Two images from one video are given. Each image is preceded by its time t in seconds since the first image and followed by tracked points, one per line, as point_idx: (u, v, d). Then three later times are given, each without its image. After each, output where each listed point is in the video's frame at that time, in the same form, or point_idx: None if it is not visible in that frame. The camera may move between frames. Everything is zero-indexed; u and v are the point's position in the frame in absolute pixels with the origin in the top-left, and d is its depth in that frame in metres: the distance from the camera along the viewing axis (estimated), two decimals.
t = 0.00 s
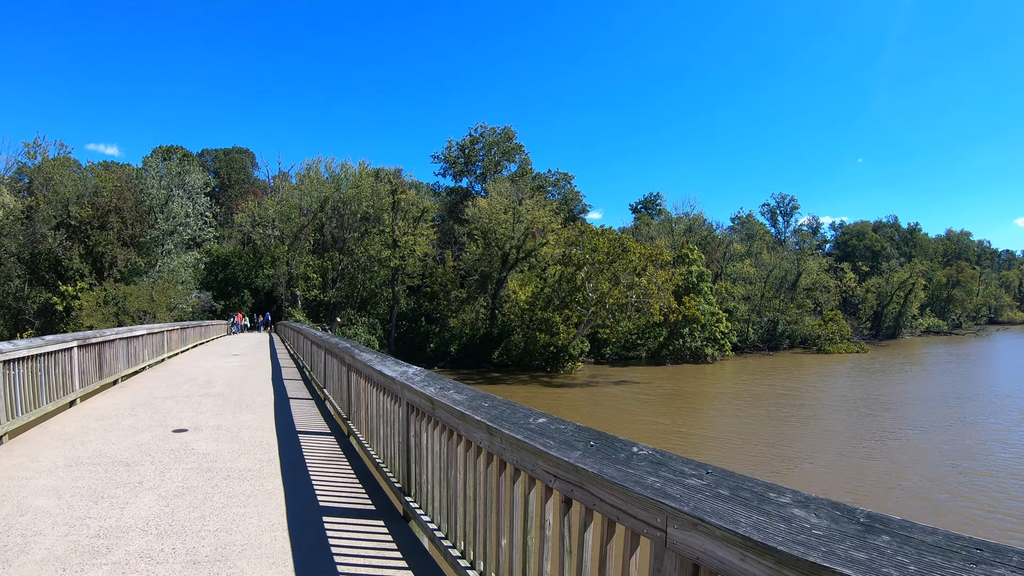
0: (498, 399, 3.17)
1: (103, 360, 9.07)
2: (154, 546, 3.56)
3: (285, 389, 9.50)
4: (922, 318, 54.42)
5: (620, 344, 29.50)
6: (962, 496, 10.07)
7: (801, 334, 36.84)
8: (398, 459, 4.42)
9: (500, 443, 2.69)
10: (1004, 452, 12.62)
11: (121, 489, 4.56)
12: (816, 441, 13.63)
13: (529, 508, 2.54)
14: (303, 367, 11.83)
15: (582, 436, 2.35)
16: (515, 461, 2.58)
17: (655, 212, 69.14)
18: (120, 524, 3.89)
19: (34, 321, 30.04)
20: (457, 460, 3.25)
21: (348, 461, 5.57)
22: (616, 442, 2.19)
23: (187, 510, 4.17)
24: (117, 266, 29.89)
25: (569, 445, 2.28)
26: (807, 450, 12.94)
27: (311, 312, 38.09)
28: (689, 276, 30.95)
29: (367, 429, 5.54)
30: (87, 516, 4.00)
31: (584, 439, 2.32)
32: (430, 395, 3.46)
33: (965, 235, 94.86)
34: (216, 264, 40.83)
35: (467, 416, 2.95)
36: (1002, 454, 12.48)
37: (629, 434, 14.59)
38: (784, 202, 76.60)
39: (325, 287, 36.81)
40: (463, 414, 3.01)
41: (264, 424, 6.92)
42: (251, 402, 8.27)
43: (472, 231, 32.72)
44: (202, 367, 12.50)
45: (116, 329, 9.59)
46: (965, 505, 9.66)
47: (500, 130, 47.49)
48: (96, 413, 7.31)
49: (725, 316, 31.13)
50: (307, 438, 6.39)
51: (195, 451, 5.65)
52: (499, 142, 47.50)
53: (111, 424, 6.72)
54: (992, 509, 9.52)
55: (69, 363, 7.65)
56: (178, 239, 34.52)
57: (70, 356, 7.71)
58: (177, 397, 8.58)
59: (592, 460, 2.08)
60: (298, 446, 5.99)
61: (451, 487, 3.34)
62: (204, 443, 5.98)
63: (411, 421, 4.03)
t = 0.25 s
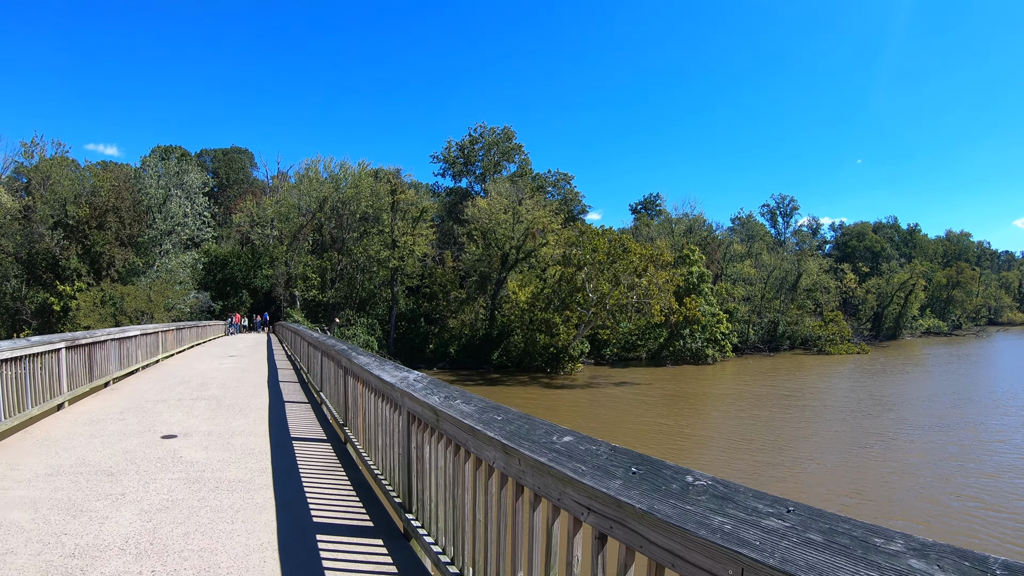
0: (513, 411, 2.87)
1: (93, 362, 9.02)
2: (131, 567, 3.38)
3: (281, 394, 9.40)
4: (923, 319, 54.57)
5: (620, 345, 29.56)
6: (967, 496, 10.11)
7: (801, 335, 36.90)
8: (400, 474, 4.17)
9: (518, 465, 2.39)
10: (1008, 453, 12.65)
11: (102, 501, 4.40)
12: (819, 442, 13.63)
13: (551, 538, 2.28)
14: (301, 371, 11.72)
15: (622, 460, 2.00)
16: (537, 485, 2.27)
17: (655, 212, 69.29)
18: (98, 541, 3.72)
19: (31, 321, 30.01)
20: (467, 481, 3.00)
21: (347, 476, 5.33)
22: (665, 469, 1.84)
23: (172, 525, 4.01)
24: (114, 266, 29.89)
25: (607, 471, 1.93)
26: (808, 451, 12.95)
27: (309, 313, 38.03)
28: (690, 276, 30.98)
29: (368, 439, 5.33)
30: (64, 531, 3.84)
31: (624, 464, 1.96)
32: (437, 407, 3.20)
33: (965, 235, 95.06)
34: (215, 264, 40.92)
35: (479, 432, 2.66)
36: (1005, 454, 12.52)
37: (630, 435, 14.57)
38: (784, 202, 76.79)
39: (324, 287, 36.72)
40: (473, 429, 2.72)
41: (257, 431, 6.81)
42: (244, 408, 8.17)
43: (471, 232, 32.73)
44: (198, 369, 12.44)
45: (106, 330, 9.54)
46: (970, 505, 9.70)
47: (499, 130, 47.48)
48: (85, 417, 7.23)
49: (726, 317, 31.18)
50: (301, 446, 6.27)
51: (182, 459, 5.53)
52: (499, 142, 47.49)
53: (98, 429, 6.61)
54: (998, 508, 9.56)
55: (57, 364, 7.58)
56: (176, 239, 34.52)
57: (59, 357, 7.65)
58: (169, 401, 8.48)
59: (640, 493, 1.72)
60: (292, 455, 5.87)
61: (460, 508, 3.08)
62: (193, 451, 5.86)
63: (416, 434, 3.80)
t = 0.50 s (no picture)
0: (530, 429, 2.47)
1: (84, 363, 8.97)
2: None
3: (277, 399, 9.21)
4: (923, 320, 54.77)
5: (621, 346, 29.64)
6: (977, 499, 10.06)
7: (801, 336, 36.97)
8: (401, 493, 3.81)
9: (535, 501, 2.01)
10: (1014, 455, 12.61)
11: (81, 517, 4.13)
12: (825, 445, 13.54)
13: None
14: (299, 375, 11.49)
15: (667, 502, 1.59)
16: (559, 525, 1.87)
17: (655, 213, 69.41)
18: (75, 564, 3.43)
19: (29, 321, 30.04)
20: (476, 509, 2.63)
21: (345, 490, 4.99)
22: (729, 519, 1.42)
23: (153, 546, 3.70)
24: (112, 266, 29.92)
25: (651, 516, 1.53)
26: (814, 453, 12.90)
27: (308, 313, 37.95)
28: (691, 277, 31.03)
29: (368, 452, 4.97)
30: (38, 552, 3.56)
31: (670, 508, 1.55)
32: (443, 425, 2.82)
33: (964, 237, 95.33)
34: (215, 264, 41.19)
35: (490, 458, 2.29)
36: (1010, 456, 12.54)
37: (632, 437, 14.47)
38: (783, 203, 77.02)
39: (323, 287, 36.60)
40: (483, 453, 2.35)
41: (249, 438, 6.59)
42: (237, 414, 7.97)
43: (472, 232, 32.70)
44: (193, 371, 12.33)
45: (99, 331, 9.51)
46: (981, 507, 9.70)
47: (499, 130, 47.46)
48: (72, 423, 7.08)
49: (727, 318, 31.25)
50: (296, 455, 6.03)
51: (170, 468, 5.31)
52: (499, 142, 47.48)
53: (84, 436, 6.41)
54: (1009, 511, 9.51)
55: (45, 368, 7.50)
56: (175, 239, 34.57)
57: (47, 359, 7.57)
58: (159, 407, 8.31)
59: (696, 548, 1.35)
60: (286, 463, 5.63)
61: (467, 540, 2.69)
62: (181, 459, 5.64)
63: (418, 451, 3.43)
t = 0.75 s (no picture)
0: (543, 444, 2.22)
1: (73, 363, 8.94)
2: None
3: (271, 402, 9.13)
4: (924, 320, 54.84)
5: (622, 347, 29.66)
6: (982, 499, 10.09)
7: (803, 337, 36.98)
8: (396, 506, 3.56)
9: (553, 531, 1.74)
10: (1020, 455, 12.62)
11: (55, 527, 3.94)
12: (827, 445, 13.53)
13: None
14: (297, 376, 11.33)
15: (726, 542, 1.31)
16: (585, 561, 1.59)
17: (656, 214, 69.49)
18: None
19: (27, 321, 30.09)
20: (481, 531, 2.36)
21: (337, 501, 4.74)
22: (818, 570, 1.11)
23: (128, 560, 3.50)
24: (111, 266, 29.98)
25: (711, 562, 1.24)
26: (820, 453, 12.91)
27: (308, 313, 37.92)
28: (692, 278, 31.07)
29: (362, 460, 4.72)
30: (6, 565, 3.40)
31: (733, 549, 1.28)
32: (444, 436, 2.57)
33: (965, 237, 95.37)
34: (215, 264, 41.38)
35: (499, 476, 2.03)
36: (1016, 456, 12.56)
37: (632, 438, 14.42)
38: (784, 204, 77.16)
39: (323, 287, 36.52)
40: (491, 471, 2.08)
41: (240, 443, 6.46)
42: (229, 417, 7.87)
43: (472, 232, 32.69)
44: (189, 373, 12.29)
45: (89, 331, 9.50)
46: (990, 506, 9.73)
47: (500, 130, 47.44)
48: (59, 425, 7.01)
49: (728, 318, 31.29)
50: (287, 460, 5.89)
51: (153, 474, 5.17)
52: (500, 142, 47.45)
53: (69, 440, 6.32)
54: (1017, 510, 9.55)
55: (32, 368, 7.47)
56: (174, 239, 34.64)
57: (35, 360, 7.56)
58: (149, 410, 8.23)
59: None
60: (276, 470, 5.46)
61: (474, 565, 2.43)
62: (166, 465, 5.51)
63: (417, 462, 3.16)
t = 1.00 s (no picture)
0: (570, 485, 1.86)
1: (65, 367, 8.94)
2: None
3: (268, 408, 9.07)
4: (928, 322, 54.82)
5: (625, 349, 29.67)
6: (992, 501, 10.10)
7: (807, 338, 36.95)
8: (396, 533, 3.25)
9: None
10: None
11: (32, 548, 3.78)
12: (833, 449, 13.45)
13: None
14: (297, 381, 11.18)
15: None
16: None
17: (658, 215, 69.55)
18: None
19: (29, 321, 30.24)
20: None
21: (332, 521, 4.44)
22: None
23: None
24: (112, 266, 30.02)
25: None
26: (828, 456, 12.92)
27: (310, 313, 37.96)
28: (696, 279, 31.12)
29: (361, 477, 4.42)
30: None
31: None
32: (450, 469, 2.22)
33: (969, 239, 95.23)
34: (216, 265, 41.46)
35: (519, 527, 1.66)
36: None
37: (636, 442, 14.37)
38: (787, 205, 77.26)
39: (325, 288, 36.50)
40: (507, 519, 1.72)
41: (233, 454, 6.35)
42: (223, 425, 7.82)
43: (474, 232, 32.69)
44: (187, 376, 12.29)
45: (82, 334, 9.50)
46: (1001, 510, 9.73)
47: (502, 131, 47.47)
48: (47, 433, 6.97)
49: (731, 320, 31.31)
50: (281, 472, 5.78)
51: (141, 487, 5.08)
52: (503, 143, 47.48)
53: (56, 448, 6.27)
54: None
55: (20, 373, 7.45)
56: (175, 240, 34.71)
57: (24, 364, 7.53)
58: (142, 416, 8.19)
59: None
60: (271, 484, 5.33)
61: None
62: (155, 477, 5.41)
63: (417, 489, 2.83)
